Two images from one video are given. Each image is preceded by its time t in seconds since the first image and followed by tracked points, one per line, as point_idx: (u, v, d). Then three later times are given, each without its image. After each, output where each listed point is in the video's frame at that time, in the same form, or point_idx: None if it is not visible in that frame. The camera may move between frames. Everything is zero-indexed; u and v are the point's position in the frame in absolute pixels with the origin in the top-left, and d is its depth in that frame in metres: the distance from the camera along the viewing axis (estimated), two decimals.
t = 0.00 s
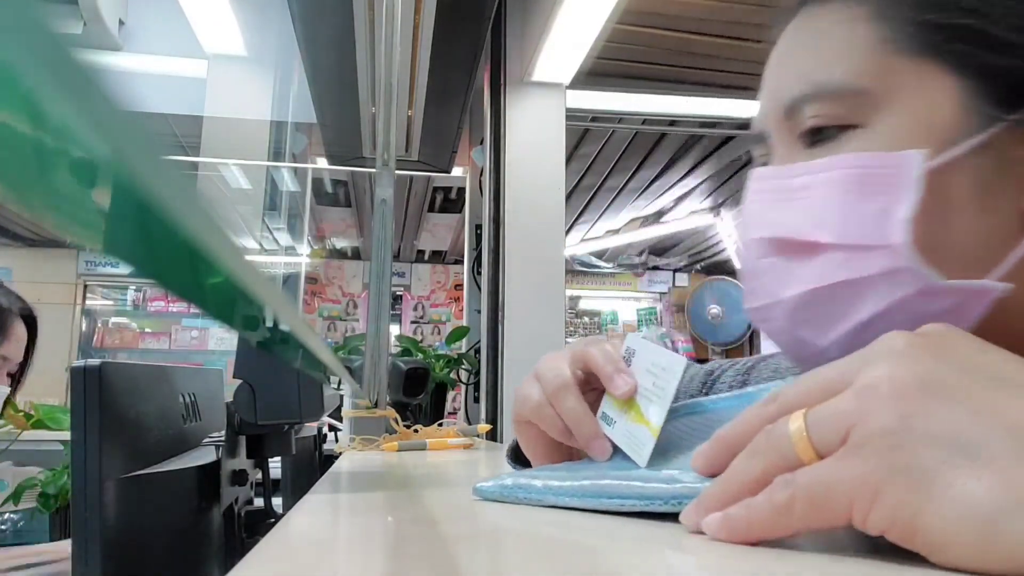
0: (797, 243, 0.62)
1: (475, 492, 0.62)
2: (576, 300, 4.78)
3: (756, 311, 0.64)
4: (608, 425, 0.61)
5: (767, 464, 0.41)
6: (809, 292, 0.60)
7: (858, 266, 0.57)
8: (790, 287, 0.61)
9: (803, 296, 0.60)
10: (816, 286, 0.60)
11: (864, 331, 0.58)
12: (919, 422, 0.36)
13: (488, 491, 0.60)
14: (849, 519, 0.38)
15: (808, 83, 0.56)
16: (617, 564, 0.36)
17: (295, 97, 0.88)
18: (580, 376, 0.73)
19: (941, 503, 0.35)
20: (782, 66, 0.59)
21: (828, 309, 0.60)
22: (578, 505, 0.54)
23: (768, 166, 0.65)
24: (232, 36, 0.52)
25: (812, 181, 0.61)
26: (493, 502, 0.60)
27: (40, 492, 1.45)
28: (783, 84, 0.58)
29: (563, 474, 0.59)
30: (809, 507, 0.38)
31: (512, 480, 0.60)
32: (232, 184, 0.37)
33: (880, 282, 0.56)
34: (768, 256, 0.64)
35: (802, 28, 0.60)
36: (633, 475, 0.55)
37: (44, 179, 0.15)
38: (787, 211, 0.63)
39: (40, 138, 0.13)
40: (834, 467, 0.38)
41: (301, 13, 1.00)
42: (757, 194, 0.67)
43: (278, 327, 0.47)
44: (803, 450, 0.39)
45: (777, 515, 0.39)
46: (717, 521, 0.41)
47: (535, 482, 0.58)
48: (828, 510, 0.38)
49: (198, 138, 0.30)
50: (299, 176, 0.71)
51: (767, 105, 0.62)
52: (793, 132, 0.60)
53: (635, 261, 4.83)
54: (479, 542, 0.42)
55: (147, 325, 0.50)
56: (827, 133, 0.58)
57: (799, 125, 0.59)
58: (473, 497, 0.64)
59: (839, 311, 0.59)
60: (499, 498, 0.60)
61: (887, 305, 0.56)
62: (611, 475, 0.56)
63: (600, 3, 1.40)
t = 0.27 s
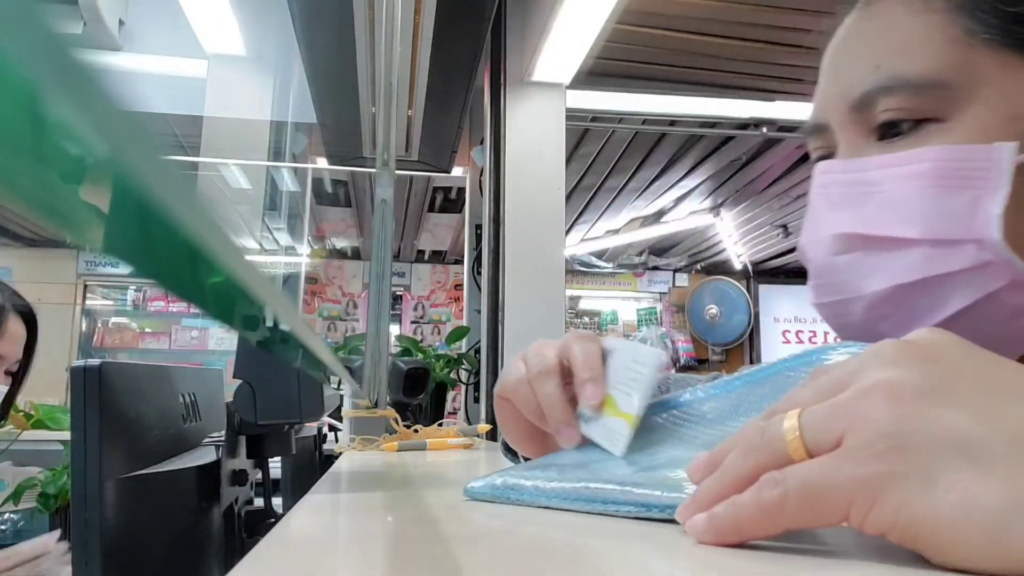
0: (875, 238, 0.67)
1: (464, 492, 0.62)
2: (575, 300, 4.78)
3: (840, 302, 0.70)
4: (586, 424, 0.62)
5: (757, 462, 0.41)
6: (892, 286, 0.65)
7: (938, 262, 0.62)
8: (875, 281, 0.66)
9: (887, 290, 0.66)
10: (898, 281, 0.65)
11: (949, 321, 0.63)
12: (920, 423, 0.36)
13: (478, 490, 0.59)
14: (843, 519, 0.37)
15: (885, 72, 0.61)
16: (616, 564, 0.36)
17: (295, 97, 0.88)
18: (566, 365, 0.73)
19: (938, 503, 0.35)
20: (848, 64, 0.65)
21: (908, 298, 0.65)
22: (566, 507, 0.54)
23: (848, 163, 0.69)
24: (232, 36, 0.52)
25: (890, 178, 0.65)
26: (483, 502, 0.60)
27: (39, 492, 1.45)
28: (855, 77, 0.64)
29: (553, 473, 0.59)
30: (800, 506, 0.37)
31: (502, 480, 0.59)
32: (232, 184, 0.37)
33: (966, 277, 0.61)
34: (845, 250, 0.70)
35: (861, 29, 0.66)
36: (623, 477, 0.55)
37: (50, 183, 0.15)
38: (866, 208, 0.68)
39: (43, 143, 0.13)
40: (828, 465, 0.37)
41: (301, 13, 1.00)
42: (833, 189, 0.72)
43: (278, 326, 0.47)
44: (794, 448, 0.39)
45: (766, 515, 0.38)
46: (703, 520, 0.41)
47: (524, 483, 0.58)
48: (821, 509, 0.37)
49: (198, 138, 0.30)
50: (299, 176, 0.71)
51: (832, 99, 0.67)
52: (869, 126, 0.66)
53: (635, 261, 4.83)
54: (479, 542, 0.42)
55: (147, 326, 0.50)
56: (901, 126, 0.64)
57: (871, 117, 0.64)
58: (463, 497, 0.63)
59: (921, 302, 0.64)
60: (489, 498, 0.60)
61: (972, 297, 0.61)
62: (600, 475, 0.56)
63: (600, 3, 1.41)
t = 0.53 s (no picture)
0: (902, 240, 0.66)
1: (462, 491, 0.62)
2: (576, 300, 4.78)
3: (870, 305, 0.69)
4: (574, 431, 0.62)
5: (756, 464, 0.41)
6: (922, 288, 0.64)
7: (966, 265, 0.61)
8: (903, 283, 0.65)
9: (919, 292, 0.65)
10: (928, 283, 0.64)
11: (981, 323, 0.61)
12: (920, 423, 0.36)
13: (474, 488, 0.60)
14: (841, 519, 0.38)
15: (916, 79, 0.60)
16: (618, 564, 0.36)
17: (295, 97, 0.88)
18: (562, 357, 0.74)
19: (937, 502, 0.35)
20: (877, 68, 0.63)
21: (941, 300, 0.63)
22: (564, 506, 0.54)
23: (870, 169, 0.67)
24: (232, 37, 0.52)
25: (912, 183, 0.64)
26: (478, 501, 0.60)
27: (39, 492, 1.45)
28: (885, 82, 0.62)
29: (549, 475, 0.59)
30: (797, 502, 0.38)
31: (498, 479, 0.60)
32: (232, 184, 0.37)
33: (995, 278, 0.59)
34: (873, 253, 0.68)
35: (889, 33, 0.64)
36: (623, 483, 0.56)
37: (51, 183, 0.15)
38: (890, 212, 0.66)
39: (43, 144, 0.13)
40: (825, 463, 0.38)
41: (301, 13, 1.00)
42: (860, 192, 0.69)
43: (278, 326, 0.47)
44: (789, 449, 0.40)
45: (764, 511, 0.39)
46: (700, 518, 0.41)
47: (523, 484, 0.58)
48: (817, 507, 0.38)
49: (198, 138, 0.30)
50: (299, 176, 0.71)
51: (861, 104, 0.65)
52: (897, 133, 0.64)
53: (635, 261, 4.83)
54: (479, 541, 0.42)
55: (148, 326, 0.50)
56: (929, 133, 0.63)
57: (899, 123, 0.63)
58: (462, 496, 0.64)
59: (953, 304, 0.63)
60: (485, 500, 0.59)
61: (1003, 298, 0.59)
62: (599, 477, 0.56)
63: (600, 3, 1.41)
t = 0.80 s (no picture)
0: (918, 249, 0.66)
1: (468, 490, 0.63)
2: (576, 300, 4.78)
3: (888, 314, 0.69)
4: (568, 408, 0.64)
5: (751, 464, 0.42)
6: (938, 296, 0.64)
7: (981, 273, 0.61)
8: (919, 291, 0.65)
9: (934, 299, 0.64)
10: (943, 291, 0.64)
11: (996, 329, 0.61)
12: (920, 424, 0.36)
13: (476, 487, 0.60)
14: (837, 521, 0.38)
15: (928, 93, 0.59)
16: (616, 564, 0.36)
17: (295, 97, 0.88)
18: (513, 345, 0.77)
19: (937, 502, 0.35)
20: (888, 81, 0.62)
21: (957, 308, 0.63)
22: (562, 506, 0.55)
23: (881, 182, 0.68)
24: (232, 37, 0.52)
25: (924, 193, 0.63)
26: (477, 502, 0.60)
27: (39, 492, 1.45)
28: (896, 96, 0.61)
29: (549, 480, 0.60)
30: (791, 506, 0.38)
31: (498, 482, 0.60)
32: (232, 184, 0.37)
33: (1009, 284, 0.59)
34: (890, 262, 0.69)
35: (902, 45, 0.63)
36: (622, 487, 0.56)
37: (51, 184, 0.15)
38: (903, 222, 0.66)
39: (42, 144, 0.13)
40: (820, 467, 0.38)
41: (301, 13, 1.00)
42: (875, 204, 0.69)
43: (278, 327, 0.47)
44: (783, 450, 0.41)
45: (758, 514, 0.39)
46: (698, 520, 0.41)
47: (524, 483, 0.58)
48: (812, 510, 0.38)
49: (198, 138, 0.30)
50: (299, 176, 0.71)
51: (876, 117, 0.64)
52: (910, 147, 0.63)
53: (635, 261, 4.83)
54: (477, 542, 0.42)
55: (148, 326, 0.50)
56: (943, 145, 0.62)
57: (913, 135, 0.62)
58: (466, 497, 0.64)
59: (969, 311, 0.63)
60: (487, 496, 0.60)
61: (1018, 305, 0.59)
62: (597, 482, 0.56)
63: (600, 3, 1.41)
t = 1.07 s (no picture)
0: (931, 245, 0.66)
1: (468, 490, 0.63)
2: (576, 299, 4.79)
3: (898, 309, 0.68)
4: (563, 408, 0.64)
5: (748, 464, 0.42)
6: (947, 291, 0.64)
7: (991, 267, 0.61)
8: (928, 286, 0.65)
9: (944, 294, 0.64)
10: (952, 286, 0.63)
11: (1003, 328, 0.59)
12: (921, 425, 0.36)
13: (478, 488, 0.60)
14: (837, 521, 0.38)
15: (939, 92, 0.59)
16: (616, 565, 0.36)
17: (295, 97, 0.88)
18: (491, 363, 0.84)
19: (939, 502, 0.35)
20: (899, 80, 0.62)
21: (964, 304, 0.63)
22: (562, 506, 0.55)
23: (893, 179, 0.69)
24: (232, 37, 0.52)
25: (937, 189, 0.64)
26: (477, 502, 0.60)
27: (39, 492, 1.46)
28: (908, 96, 0.61)
29: (549, 480, 0.60)
30: (789, 506, 0.38)
31: (500, 483, 0.60)
32: (232, 184, 0.37)
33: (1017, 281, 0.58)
34: (905, 258, 0.69)
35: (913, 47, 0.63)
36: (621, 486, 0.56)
37: (49, 184, 0.15)
38: (916, 218, 0.67)
39: (35, 147, 0.13)
40: (818, 466, 0.38)
41: (301, 13, 1.00)
42: (890, 201, 0.70)
43: (278, 327, 0.47)
44: (780, 450, 0.41)
45: (756, 513, 0.39)
46: (698, 521, 0.41)
47: (524, 483, 0.58)
48: (810, 509, 0.37)
49: (198, 138, 0.30)
50: (299, 176, 0.71)
51: (889, 117, 0.64)
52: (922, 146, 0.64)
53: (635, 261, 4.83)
54: (477, 542, 0.42)
55: (148, 326, 0.50)
56: (954, 143, 0.62)
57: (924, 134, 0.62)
58: (467, 496, 0.64)
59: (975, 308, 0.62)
60: (487, 495, 0.60)
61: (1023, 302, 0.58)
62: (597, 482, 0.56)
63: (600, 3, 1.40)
